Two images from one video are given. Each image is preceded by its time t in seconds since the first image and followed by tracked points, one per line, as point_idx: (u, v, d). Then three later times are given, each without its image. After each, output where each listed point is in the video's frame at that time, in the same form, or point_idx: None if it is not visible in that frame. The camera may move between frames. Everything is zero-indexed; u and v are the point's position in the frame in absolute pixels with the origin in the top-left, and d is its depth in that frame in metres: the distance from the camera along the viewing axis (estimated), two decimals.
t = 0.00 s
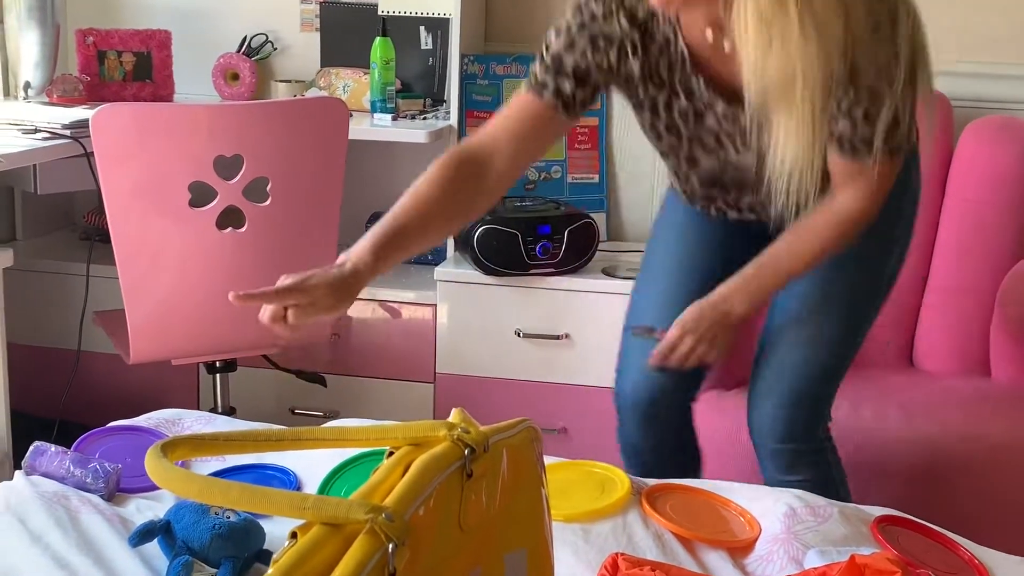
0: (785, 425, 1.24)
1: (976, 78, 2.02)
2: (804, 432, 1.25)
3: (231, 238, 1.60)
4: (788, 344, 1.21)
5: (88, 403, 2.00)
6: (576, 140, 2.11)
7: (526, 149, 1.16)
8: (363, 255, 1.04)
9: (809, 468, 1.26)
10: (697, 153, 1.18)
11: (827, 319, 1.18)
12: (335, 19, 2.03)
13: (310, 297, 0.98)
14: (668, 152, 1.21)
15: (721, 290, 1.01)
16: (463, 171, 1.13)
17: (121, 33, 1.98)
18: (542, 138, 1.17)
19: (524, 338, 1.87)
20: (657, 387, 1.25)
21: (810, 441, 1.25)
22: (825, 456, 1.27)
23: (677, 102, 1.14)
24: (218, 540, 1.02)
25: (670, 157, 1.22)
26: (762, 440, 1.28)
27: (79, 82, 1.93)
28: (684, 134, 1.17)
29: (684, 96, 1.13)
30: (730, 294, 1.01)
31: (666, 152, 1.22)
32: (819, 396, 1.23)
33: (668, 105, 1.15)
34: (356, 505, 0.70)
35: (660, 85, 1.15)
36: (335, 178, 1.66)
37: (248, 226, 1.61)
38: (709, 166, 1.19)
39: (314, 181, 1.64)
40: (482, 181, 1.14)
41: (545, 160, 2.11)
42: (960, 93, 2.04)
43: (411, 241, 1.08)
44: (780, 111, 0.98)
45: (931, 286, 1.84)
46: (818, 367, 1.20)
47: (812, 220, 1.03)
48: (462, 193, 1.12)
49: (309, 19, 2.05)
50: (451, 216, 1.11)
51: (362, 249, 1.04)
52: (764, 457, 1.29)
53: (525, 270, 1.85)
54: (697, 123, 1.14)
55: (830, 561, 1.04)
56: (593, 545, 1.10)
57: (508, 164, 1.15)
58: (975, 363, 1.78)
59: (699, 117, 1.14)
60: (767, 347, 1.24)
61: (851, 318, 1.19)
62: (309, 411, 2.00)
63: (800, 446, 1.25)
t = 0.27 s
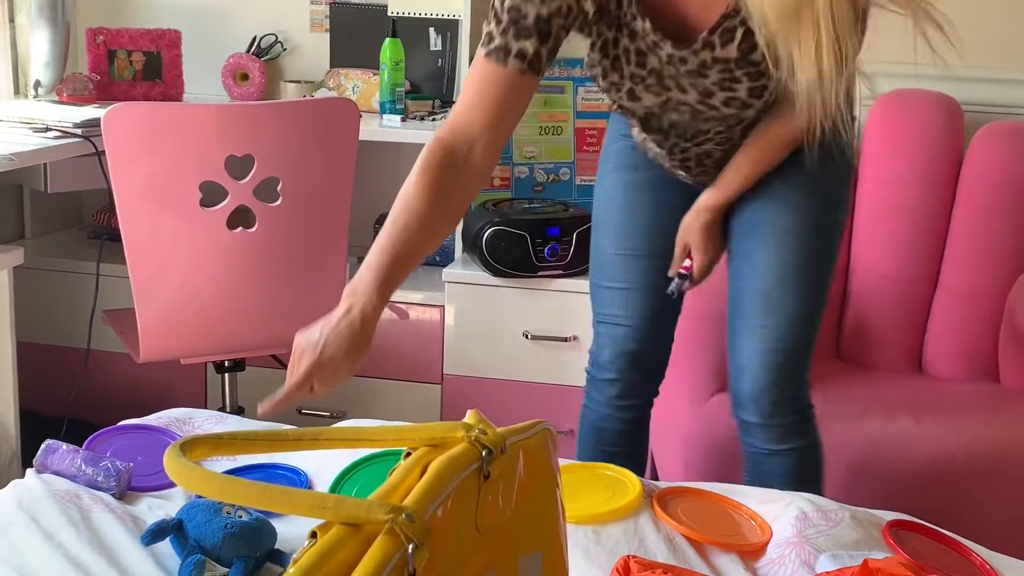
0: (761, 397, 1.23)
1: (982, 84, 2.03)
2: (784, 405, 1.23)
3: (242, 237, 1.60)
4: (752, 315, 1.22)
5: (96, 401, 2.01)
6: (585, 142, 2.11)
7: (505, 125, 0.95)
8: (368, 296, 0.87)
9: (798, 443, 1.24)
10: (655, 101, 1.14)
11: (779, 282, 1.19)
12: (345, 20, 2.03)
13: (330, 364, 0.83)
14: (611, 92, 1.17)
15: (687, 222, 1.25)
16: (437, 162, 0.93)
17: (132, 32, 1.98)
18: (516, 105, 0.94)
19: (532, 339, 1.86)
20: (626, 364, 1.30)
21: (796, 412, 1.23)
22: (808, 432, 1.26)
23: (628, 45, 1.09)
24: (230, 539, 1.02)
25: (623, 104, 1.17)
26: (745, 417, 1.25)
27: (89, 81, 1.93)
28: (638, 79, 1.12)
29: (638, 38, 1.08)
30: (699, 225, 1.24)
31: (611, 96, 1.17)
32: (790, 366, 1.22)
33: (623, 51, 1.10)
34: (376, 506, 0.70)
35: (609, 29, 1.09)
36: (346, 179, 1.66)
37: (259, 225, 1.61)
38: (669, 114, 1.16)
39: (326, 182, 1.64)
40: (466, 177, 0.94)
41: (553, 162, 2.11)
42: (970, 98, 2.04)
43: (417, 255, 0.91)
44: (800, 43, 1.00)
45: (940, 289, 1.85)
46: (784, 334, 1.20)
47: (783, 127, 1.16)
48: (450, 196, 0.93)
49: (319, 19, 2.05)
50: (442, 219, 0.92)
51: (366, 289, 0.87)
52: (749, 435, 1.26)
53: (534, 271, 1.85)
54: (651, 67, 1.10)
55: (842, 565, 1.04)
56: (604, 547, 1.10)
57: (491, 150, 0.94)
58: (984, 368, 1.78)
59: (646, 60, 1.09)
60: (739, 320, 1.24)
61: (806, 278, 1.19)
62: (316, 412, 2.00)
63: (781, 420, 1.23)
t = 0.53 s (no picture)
0: (707, 377, 1.24)
1: (995, 86, 2.03)
2: (729, 387, 1.25)
3: (254, 236, 1.60)
4: (708, 302, 1.22)
5: (108, 398, 2.01)
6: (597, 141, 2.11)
7: (478, 203, 1.03)
8: (345, 383, 0.90)
9: (732, 422, 1.27)
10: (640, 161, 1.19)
11: (744, 276, 1.19)
12: (357, 19, 2.03)
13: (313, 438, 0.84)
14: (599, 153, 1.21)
15: (663, 219, 1.25)
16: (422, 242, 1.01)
17: (144, 30, 1.99)
18: (490, 181, 1.02)
19: (543, 339, 1.86)
20: (623, 361, 1.30)
21: (734, 393, 1.26)
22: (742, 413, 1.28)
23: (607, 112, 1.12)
24: (239, 540, 0.99)
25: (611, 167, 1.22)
26: (688, 394, 1.27)
27: (102, 79, 1.94)
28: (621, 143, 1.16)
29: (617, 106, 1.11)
30: (674, 221, 1.24)
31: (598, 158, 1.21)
32: (743, 353, 1.23)
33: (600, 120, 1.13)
34: (398, 503, 0.70)
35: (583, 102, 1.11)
36: (359, 177, 1.66)
37: (273, 223, 1.61)
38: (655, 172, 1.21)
39: (338, 180, 1.64)
40: (445, 256, 1.02)
41: (564, 162, 2.07)
42: (983, 100, 2.04)
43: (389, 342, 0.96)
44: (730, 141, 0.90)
45: (951, 291, 1.84)
46: (742, 324, 1.21)
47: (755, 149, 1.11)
48: (426, 275, 1.00)
49: (330, 18, 2.05)
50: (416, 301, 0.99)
51: (341, 376, 0.91)
52: (689, 411, 1.28)
53: (546, 271, 1.84)
54: (633, 130, 1.14)
55: (858, 567, 1.03)
56: (619, 547, 1.09)
57: (467, 229, 1.03)
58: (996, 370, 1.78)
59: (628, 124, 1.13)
60: (688, 304, 1.25)
61: (769, 271, 1.20)
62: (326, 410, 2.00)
63: (723, 400, 1.25)
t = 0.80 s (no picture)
0: (707, 376, 1.24)
1: (1006, 86, 2.02)
2: (728, 386, 1.25)
3: (265, 233, 1.60)
4: (707, 302, 1.22)
5: (118, 395, 2.02)
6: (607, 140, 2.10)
7: (483, 198, 1.06)
8: (354, 379, 0.91)
9: (732, 421, 1.26)
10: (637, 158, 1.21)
11: (744, 276, 1.19)
12: (367, 18, 2.03)
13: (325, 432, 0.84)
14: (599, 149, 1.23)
15: (666, 220, 1.24)
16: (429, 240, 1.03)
17: (155, 28, 1.99)
18: (494, 177, 1.06)
19: (553, 338, 1.86)
20: (629, 360, 1.29)
21: (733, 392, 1.25)
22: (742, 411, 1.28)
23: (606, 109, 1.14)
24: (251, 535, 0.99)
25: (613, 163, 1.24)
26: (687, 392, 1.27)
27: (113, 76, 1.94)
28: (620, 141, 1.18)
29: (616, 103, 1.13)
30: (679, 222, 1.24)
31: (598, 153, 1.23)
32: (743, 353, 1.23)
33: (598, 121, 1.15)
34: (415, 500, 0.69)
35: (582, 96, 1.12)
36: (369, 175, 1.66)
37: (283, 221, 1.61)
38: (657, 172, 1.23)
39: (349, 178, 1.64)
40: (449, 249, 1.04)
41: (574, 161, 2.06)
42: (995, 99, 2.03)
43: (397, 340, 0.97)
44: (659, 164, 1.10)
45: (962, 291, 1.84)
46: (742, 323, 1.21)
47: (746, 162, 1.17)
48: (431, 273, 1.02)
49: (340, 16, 2.05)
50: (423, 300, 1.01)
51: (351, 372, 0.92)
52: (688, 408, 1.28)
53: (556, 269, 1.84)
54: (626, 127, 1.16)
55: (871, 567, 1.02)
56: (632, 546, 1.09)
57: (471, 224, 1.05)
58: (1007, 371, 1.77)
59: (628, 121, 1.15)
60: (688, 303, 1.25)
61: (769, 272, 1.19)
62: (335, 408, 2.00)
63: (722, 398, 1.24)
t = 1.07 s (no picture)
0: (717, 375, 1.24)
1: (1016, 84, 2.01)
2: (739, 385, 1.24)
3: (273, 231, 1.60)
4: (717, 302, 1.22)
5: (127, 393, 2.02)
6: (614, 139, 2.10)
7: (487, 194, 1.06)
8: (363, 375, 0.92)
9: (742, 420, 1.26)
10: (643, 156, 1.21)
11: (755, 276, 1.19)
12: (375, 16, 2.03)
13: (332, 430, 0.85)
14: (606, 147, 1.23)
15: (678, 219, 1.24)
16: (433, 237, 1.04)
17: (163, 26, 1.99)
18: (499, 173, 1.07)
19: (560, 337, 1.86)
20: (640, 359, 1.29)
21: (744, 391, 1.25)
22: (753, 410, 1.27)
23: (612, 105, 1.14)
24: (263, 533, 1.00)
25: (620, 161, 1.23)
26: (697, 391, 1.26)
27: (121, 74, 1.95)
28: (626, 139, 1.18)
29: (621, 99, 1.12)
30: (691, 221, 1.24)
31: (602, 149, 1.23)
32: (753, 353, 1.23)
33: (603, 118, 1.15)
34: (428, 498, 0.69)
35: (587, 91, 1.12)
36: (377, 173, 1.66)
37: (291, 219, 1.61)
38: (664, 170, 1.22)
39: (357, 177, 1.64)
40: (455, 245, 1.05)
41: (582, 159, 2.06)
42: (1004, 98, 2.02)
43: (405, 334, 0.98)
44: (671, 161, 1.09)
45: (971, 290, 1.83)
46: (752, 323, 1.21)
47: (749, 161, 1.17)
48: (437, 270, 1.03)
49: (348, 15, 2.05)
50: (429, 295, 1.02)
51: (360, 369, 0.93)
52: (697, 407, 1.28)
53: (563, 268, 1.84)
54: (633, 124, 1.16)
55: (882, 567, 1.02)
56: (641, 545, 1.09)
57: (476, 219, 1.06)
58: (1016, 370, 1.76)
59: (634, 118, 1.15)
60: (698, 303, 1.24)
61: (780, 272, 1.19)
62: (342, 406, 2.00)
63: (732, 398, 1.24)
